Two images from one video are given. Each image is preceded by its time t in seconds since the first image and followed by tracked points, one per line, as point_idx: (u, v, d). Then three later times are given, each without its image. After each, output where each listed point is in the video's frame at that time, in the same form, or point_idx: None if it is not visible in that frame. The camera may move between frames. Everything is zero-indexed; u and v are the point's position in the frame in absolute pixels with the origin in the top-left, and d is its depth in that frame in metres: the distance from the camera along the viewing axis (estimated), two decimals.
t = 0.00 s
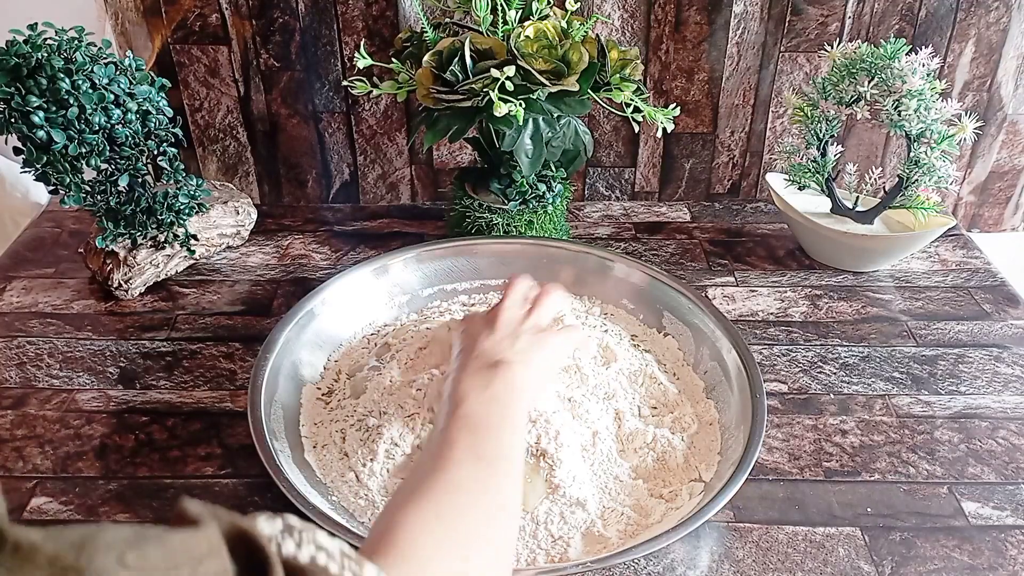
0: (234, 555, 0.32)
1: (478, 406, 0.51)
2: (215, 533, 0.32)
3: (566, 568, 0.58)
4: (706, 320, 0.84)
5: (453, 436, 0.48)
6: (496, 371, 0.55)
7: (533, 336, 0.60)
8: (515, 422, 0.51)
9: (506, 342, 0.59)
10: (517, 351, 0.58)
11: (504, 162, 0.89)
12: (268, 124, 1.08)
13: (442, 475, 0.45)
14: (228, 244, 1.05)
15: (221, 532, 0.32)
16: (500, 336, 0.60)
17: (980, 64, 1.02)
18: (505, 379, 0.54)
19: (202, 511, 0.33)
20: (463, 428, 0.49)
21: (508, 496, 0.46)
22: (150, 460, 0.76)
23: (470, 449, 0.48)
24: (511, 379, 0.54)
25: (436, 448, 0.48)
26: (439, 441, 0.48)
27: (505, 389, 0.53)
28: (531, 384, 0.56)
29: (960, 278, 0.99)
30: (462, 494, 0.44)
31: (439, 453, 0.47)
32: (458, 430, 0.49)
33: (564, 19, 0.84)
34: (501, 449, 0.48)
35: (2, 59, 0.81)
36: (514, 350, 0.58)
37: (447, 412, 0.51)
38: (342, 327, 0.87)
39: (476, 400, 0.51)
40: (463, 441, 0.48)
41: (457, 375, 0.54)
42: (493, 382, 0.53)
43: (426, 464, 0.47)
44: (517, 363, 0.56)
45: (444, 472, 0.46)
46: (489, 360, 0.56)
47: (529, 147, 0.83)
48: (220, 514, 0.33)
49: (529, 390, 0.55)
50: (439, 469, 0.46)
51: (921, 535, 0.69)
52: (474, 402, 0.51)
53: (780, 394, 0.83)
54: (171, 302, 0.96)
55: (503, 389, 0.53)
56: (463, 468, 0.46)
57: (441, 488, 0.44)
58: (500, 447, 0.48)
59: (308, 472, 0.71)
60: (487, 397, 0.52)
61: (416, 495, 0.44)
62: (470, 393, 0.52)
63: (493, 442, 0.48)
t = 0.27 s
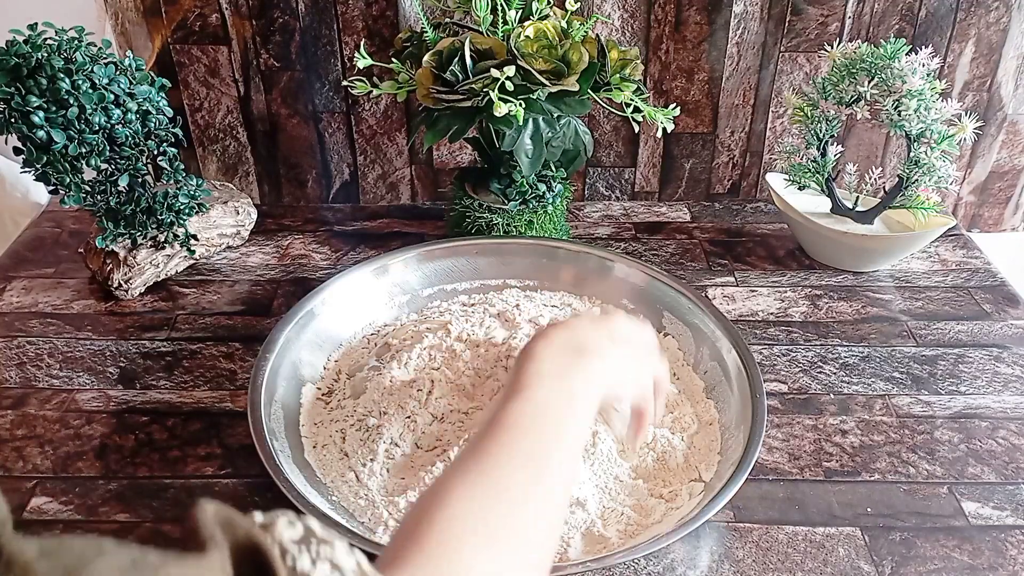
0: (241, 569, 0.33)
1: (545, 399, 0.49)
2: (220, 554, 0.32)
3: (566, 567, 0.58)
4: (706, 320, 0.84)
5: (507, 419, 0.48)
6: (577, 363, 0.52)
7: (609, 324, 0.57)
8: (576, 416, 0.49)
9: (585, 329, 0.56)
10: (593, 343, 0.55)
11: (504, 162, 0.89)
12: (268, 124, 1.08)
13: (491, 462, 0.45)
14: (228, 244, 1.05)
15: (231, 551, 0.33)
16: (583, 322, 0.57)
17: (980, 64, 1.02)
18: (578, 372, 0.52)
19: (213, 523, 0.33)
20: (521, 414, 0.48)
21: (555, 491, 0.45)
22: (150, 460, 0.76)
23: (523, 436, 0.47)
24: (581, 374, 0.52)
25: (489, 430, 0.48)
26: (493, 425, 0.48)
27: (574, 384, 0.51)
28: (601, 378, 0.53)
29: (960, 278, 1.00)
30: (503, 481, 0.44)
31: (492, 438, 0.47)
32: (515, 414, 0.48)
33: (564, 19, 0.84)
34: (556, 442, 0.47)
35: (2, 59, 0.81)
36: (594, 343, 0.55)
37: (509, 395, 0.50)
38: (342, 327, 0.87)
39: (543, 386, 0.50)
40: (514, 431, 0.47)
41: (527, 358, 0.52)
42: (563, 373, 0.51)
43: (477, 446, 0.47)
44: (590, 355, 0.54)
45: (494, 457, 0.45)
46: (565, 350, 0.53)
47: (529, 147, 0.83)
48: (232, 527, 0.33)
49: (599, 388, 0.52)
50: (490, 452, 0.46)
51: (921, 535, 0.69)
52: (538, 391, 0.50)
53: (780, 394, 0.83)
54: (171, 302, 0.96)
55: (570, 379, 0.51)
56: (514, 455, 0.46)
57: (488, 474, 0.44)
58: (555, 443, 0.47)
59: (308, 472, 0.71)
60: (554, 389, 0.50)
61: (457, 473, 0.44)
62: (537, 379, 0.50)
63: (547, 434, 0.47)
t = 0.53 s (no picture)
0: None
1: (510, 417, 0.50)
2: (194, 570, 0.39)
3: (566, 568, 0.58)
4: (706, 320, 0.84)
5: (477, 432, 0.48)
6: (509, 384, 0.53)
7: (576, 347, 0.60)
8: (540, 433, 0.50)
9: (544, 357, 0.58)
10: (554, 368, 0.57)
11: (504, 162, 0.89)
12: (268, 124, 1.08)
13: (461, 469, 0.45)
14: (228, 244, 1.05)
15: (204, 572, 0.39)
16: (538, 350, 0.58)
17: (980, 64, 1.02)
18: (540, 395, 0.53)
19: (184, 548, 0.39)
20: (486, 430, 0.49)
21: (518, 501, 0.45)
22: (150, 460, 0.76)
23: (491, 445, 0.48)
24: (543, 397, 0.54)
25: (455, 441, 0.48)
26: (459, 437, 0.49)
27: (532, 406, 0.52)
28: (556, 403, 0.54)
29: (960, 278, 1.00)
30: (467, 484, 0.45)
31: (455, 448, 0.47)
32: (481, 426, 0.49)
33: (564, 19, 0.84)
34: (521, 457, 0.48)
35: (2, 59, 0.81)
36: (550, 365, 0.57)
37: (478, 411, 0.51)
38: (342, 327, 0.87)
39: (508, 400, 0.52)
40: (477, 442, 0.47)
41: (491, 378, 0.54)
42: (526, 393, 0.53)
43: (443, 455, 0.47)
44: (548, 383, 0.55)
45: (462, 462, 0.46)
46: (532, 370, 0.55)
47: (529, 147, 0.83)
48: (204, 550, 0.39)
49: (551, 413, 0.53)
50: (456, 461, 0.46)
51: (921, 535, 0.69)
52: (504, 407, 0.51)
53: (780, 394, 0.83)
54: (171, 302, 0.96)
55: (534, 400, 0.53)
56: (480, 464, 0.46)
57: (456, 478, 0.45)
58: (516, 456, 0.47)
59: (308, 472, 0.71)
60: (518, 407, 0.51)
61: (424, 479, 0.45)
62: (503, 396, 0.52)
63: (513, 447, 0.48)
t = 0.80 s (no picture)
0: None
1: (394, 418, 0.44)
2: None
3: (566, 568, 0.58)
4: (706, 320, 0.84)
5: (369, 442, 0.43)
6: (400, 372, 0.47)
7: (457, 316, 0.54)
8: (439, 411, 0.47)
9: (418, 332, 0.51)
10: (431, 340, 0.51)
11: (504, 162, 0.89)
12: (268, 124, 1.08)
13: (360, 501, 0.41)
14: (228, 244, 1.05)
15: None
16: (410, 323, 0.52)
17: (980, 64, 1.02)
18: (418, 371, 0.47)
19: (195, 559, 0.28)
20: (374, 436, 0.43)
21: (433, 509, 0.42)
22: (150, 460, 0.76)
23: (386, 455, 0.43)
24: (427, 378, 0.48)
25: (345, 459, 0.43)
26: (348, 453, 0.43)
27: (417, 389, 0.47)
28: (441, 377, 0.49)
29: (960, 278, 0.99)
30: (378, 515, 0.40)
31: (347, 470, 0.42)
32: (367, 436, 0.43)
33: (564, 19, 0.84)
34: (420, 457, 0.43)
35: (2, 59, 0.81)
36: (425, 338, 0.50)
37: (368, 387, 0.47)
38: (341, 327, 0.87)
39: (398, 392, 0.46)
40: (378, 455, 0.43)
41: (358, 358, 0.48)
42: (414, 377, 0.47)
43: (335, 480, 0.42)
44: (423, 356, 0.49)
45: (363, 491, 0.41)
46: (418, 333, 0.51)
47: (529, 147, 0.83)
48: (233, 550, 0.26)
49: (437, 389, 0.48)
50: (352, 485, 0.41)
51: (921, 535, 0.69)
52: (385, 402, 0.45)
53: (780, 394, 0.83)
54: (171, 302, 0.96)
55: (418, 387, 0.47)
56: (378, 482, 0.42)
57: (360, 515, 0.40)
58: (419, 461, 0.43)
59: (308, 472, 0.71)
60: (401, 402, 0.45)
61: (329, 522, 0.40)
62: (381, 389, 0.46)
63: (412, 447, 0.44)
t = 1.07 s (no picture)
0: None
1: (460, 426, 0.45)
2: None
3: (566, 568, 0.58)
4: (707, 320, 0.84)
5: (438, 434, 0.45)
6: (453, 410, 0.46)
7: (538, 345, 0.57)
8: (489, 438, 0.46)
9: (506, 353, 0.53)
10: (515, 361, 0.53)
11: (504, 162, 0.90)
12: (268, 124, 1.08)
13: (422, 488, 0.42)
14: (228, 244, 1.05)
15: None
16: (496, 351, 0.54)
17: (980, 64, 1.02)
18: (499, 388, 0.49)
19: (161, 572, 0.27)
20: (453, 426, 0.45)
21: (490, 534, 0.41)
22: (150, 460, 0.76)
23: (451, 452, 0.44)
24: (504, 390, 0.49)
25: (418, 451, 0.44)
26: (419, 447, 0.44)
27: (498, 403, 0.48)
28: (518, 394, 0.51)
29: (960, 278, 0.99)
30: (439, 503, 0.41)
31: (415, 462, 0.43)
32: (434, 439, 0.44)
33: (564, 19, 0.84)
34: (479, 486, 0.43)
35: (2, 59, 0.81)
36: (481, 379, 0.50)
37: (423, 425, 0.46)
38: (342, 327, 0.87)
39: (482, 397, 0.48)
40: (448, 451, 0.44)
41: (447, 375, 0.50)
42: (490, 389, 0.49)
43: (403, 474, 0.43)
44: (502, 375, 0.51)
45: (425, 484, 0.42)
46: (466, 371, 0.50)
47: (529, 147, 0.83)
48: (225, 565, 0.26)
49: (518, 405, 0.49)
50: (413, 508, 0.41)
51: (921, 535, 0.69)
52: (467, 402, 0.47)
53: (780, 394, 0.83)
54: (171, 302, 0.96)
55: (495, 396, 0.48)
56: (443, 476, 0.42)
57: (420, 500, 0.41)
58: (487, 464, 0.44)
59: (308, 472, 0.71)
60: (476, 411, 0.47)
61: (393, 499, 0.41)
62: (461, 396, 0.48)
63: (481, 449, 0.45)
